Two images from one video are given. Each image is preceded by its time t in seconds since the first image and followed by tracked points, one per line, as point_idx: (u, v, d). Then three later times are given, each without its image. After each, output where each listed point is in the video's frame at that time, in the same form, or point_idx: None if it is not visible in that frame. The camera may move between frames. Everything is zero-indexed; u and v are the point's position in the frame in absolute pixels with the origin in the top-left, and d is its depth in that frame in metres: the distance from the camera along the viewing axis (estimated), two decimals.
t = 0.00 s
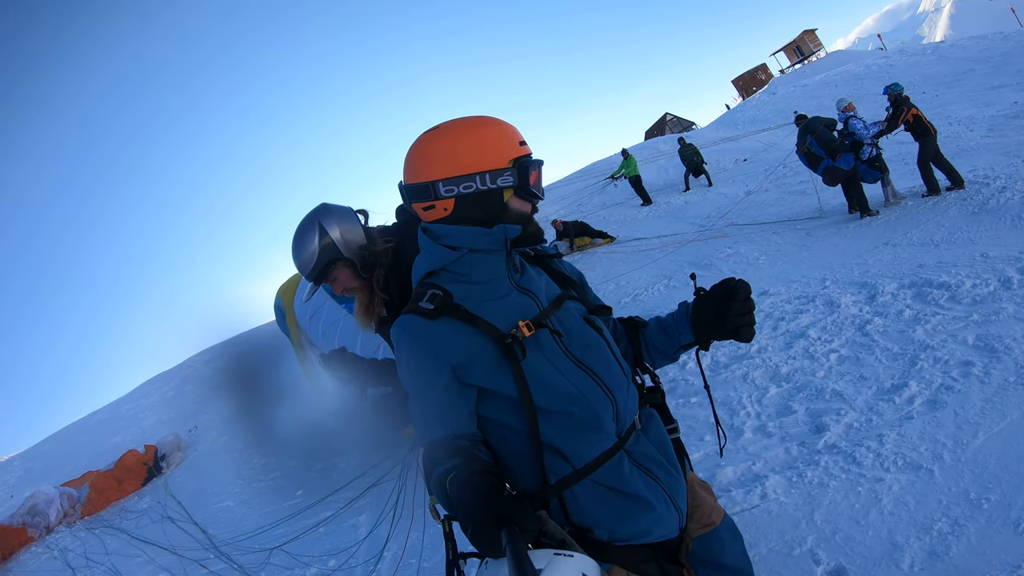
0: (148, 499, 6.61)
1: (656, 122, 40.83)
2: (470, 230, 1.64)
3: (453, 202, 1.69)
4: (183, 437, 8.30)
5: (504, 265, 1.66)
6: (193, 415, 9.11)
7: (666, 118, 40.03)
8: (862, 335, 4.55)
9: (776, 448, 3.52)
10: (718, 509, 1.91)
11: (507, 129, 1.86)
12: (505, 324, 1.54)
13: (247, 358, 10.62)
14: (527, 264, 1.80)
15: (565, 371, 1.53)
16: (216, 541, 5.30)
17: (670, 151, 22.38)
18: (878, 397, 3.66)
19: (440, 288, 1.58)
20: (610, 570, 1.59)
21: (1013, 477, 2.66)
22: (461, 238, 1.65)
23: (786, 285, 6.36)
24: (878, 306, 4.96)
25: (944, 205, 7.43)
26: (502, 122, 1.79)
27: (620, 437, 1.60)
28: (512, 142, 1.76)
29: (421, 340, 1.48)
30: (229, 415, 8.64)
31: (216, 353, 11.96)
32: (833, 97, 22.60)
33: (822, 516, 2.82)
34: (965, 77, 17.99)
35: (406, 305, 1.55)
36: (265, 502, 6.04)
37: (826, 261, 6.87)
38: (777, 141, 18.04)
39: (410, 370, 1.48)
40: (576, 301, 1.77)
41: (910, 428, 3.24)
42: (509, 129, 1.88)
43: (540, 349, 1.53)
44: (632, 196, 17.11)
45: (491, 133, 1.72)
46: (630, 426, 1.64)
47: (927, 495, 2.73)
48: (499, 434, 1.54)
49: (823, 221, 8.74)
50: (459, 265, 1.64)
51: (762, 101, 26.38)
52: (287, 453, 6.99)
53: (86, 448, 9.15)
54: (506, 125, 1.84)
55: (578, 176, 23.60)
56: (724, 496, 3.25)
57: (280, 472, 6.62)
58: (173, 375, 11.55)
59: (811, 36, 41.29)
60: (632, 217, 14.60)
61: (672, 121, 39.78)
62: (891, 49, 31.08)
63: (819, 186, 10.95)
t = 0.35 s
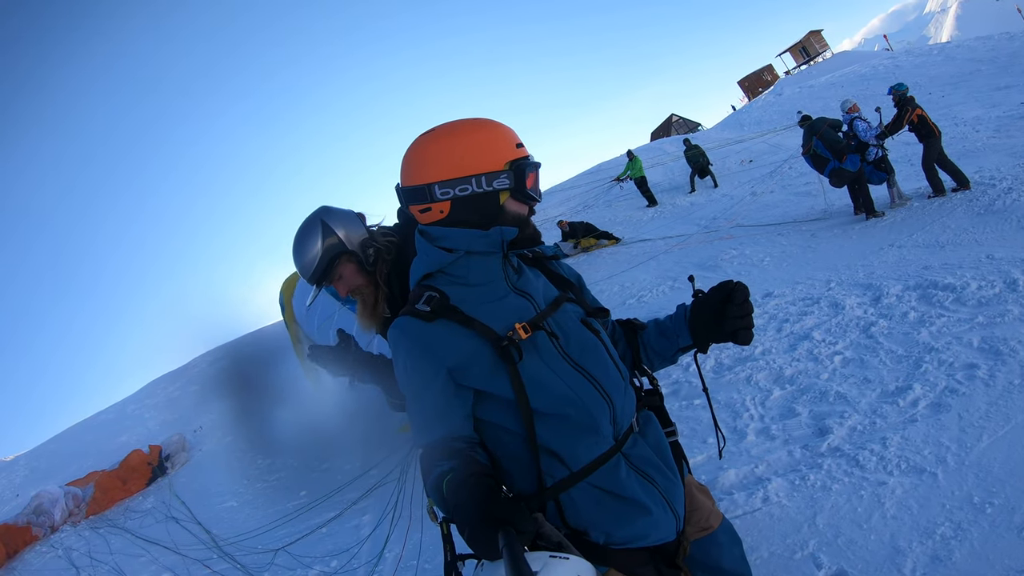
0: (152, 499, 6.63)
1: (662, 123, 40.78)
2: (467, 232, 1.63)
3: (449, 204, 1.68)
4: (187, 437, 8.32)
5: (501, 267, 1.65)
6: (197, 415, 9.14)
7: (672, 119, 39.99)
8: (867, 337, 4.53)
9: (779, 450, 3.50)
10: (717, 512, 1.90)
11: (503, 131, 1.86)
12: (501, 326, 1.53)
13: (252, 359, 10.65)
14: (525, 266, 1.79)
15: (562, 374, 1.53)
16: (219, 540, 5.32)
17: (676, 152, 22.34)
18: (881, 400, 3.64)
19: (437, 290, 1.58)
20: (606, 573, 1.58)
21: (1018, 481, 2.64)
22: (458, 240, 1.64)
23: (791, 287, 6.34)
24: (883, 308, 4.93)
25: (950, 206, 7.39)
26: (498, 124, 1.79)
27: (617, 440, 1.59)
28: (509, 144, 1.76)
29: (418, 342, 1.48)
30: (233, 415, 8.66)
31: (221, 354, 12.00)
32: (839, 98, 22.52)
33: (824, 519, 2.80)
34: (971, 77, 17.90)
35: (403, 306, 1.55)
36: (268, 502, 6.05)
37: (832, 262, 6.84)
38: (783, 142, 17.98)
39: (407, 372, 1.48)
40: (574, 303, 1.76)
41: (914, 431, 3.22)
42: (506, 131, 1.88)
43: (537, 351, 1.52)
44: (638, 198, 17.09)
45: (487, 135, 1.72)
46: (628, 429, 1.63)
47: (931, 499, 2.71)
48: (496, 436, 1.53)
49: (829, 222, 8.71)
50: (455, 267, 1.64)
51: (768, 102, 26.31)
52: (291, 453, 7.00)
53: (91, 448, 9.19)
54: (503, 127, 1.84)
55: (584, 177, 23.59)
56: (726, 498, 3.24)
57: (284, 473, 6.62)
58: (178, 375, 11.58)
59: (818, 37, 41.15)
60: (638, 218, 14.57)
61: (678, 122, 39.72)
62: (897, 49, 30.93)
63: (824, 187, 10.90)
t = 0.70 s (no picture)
0: (158, 499, 6.66)
1: (667, 124, 40.74)
2: (473, 231, 1.63)
3: (454, 203, 1.69)
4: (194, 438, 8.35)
5: (507, 265, 1.65)
6: (204, 416, 9.17)
7: (678, 120, 39.95)
8: (874, 337, 4.51)
9: (786, 450, 3.50)
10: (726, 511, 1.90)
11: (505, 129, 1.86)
12: (508, 324, 1.54)
13: (258, 360, 10.68)
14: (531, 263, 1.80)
15: (569, 372, 1.53)
16: (225, 540, 5.34)
17: (682, 153, 22.32)
18: (888, 399, 3.63)
19: (443, 288, 1.59)
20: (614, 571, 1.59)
21: None
22: (464, 239, 1.64)
23: (797, 287, 6.32)
24: (889, 307, 4.92)
25: (957, 206, 7.36)
26: (502, 122, 1.79)
27: (625, 438, 1.59)
28: (514, 143, 1.76)
29: (425, 340, 1.48)
30: (239, 416, 8.68)
31: (228, 355, 12.03)
32: (844, 98, 22.44)
33: (831, 518, 2.80)
34: (978, 76, 17.81)
35: (409, 305, 1.56)
36: (274, 502, 6.06)
37: (838, 262, 6.82)
38: (788, 142, 17.94)
39: (415, 370, 1.48)
40: (581, 300, 1.76)
41: (921, 430, 3.21)
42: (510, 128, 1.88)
43: (543, 349, 1.53)
44: (643, 199, 17.07)
45: (492, 135, 1.72)
46: (635, 427, 1.63)
47: (938, 498, 2.70)
48: (504, 435, 1.53)
49: (834, 222, 8.68)
50: (461, 266, 1.64)
51: (773, 102, 26.25)
52: (297, 453, 7.02)
53: (98, 448, 9.23)
54: (507, 125, 1.84)
55: (589, 179, 23.58)
56: (733, 497, 3.23)
57: (291, 473, 6.64)
58: (185, 376, 11.63)
59: (823, 37, 41.01)
60: (643, 219, 14.56)
61: (684, 123, 39.67)
62: (904, 49, 30.78)
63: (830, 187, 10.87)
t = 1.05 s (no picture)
0: (156, 500, 6.65)
1: (667, 128, 40.82)
2: (477, 230, 1.65)
3: (432, 210, 1.76)
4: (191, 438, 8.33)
5: (512, 263, 1.67)
6: (202, 416, 9.16)
7: (678, 124, 40.04)
8: (872, 340, 4.53)
9: (785, 452, 3.50)
10: (727, 510, 1.90)
11: (488, 120, 1.78)
12: (514, 322, 1.55)
13: (256, 361, 10.68)
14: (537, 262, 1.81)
15: (575, 369, 1.54)
16: (223, 540, 5.33)
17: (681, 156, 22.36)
18: (887, 402, 3.63)
19: (450, 286, 1.60)
20: (619, 569, 1.59)
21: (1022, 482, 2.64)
22: (468, 238, 1.66)
23: (796, 290, 6.34)
24: (888, 311, 4.93)
25: (955, 211, 7.39)
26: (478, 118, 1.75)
27: (630, 436, 1.60)
28: (484, 143, 1.71)
29: (431, 337, 1.49)
30: (237, 416, 8.67)
31: (226, 355, 12.03)
32: (844, 103, 22.49)
33: (830, 520, 2.81)
34: (977, 82, 17.87)
35: (416, 302, 1.57)
36: (273, 503, 6.06)
37: (837, 266, 6.84)
38: (788, 147, 17.98)
39: (421, 368, 1.49)
40: (587, 299, 1.77)
41: (919, 433, 3.22)
42: (501, 121, 1.83)
43: (549, 347, 1.53)
44: (643, 202, 17.10)
45: (457, 137, 1.71)
46: (640, 425, 1.64)
47: (937, 500, 2.70)
48: (510, 433, 1.54)
49: (833, 227, 8.71)
50: (466, 265, 1.65)
51: (772, 107, 26.32)
52: (295, 454, 7.02)
53: (96, 448, 9.22)
54: (491, 120, 1.79)
55: (589, 182, 23.62)
56: (733, 499, 3.24)
57: (289, 474, 6.64)
58: (183, 376, 11.62)
59: (823, 41, 41.14)
60: (643, 222, 14.59)
61: (683, 126, 39.76)
62: (903, 54, 30.85)
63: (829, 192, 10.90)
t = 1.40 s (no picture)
0: (149, 496, 6.62)
1: (663, 132, 40.96)
2: (493, 232, 1.71)
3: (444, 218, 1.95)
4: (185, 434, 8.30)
5: (526, 263, 1.71)
6: (196, 413, 9.13)
7: (674, 129, 40.20)
8: (869, 345, 4.57)
9: (785, 455, 3.53)
10: (740, 508, 1.91)
11: (466, 131, 1.84)
12: (532, 319, 1.58)
13: (252, 360, 10.67)
14: (555, 259, 1.85)
15: (593, 365, 1.57)
16: (218, 538, 5.31)
17: (677, 161, 22.44)
18: (885, 407, 3.67)
19: (468, 284, 1.64)
20: (639, 565, 1.61)
21: (1018, 485, 2.67)
22: (482, 240, 1.72)
23: (793, 295, 6.39)
24: (885, 317, 4.97)
25: (951, 219, 7.44)
26: (455, 132, 1.83)
27: (649, 432, 1.62)
28: (453, 158, 1.80)
29: (451, 335, 1.53)
30: (232, 414, 8.65)
31: (220, 353, 12.00)
32: (840, 110, 22.63)
33: (831, 522, 2.84)
34: (973, 91, 18.00)
35: (436, 300, 1.62)
36: (268, 501, 6.05)
37: (833, 272, 6.89)
38: (784, 153, 18.07)
39: (442, 365, 1.52)
40: (604, 296, 1.81)
41: (917, 437, 3.25)
42: (489, 126, 1.85)
43: (567, 343, 1.57)
44: (639, 206, 17.16)
45: (436, 156, 1.85)
46: (659, 421, 1.67)
47: (935, 503, 2.74)
48: (530, 429, 1.57)
49: (829, 233, 8.77)
50: (482, 266, 1.70)
51: (769, 113, 26.45)
52: (291, 454, 6.99)
53: (88, 444, 9.18)
54: (474, 129, 1.83)
55: (585, 185, 23.68)
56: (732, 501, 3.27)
57: (285, 472, 6.62)
58: (176, 373, 11.58)
59: (820, 49, 41.37)
60: (639, 226, 14.63)
61: (680, 131, 39.92)
62: (900, 62, 31.03)
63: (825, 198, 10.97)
